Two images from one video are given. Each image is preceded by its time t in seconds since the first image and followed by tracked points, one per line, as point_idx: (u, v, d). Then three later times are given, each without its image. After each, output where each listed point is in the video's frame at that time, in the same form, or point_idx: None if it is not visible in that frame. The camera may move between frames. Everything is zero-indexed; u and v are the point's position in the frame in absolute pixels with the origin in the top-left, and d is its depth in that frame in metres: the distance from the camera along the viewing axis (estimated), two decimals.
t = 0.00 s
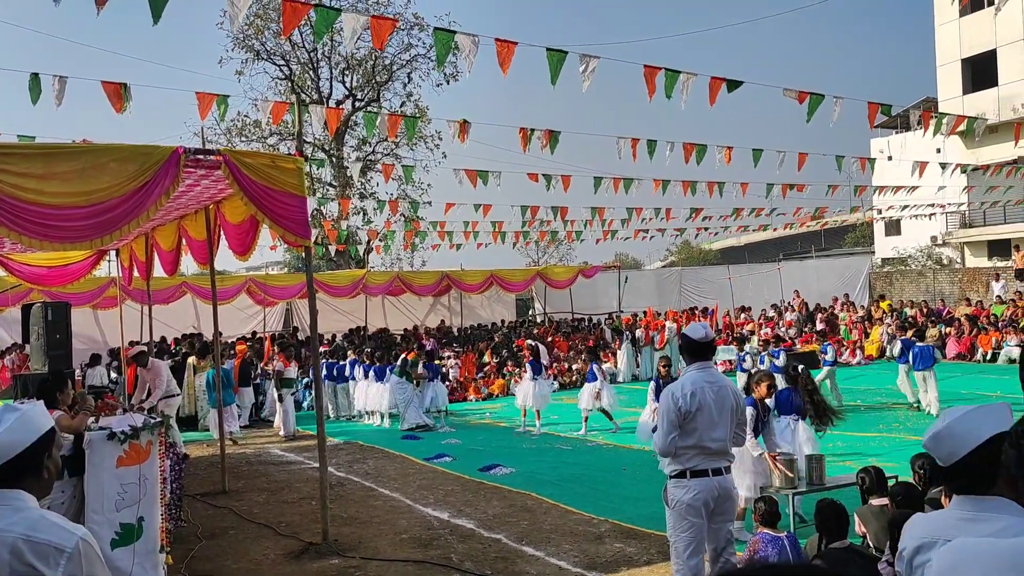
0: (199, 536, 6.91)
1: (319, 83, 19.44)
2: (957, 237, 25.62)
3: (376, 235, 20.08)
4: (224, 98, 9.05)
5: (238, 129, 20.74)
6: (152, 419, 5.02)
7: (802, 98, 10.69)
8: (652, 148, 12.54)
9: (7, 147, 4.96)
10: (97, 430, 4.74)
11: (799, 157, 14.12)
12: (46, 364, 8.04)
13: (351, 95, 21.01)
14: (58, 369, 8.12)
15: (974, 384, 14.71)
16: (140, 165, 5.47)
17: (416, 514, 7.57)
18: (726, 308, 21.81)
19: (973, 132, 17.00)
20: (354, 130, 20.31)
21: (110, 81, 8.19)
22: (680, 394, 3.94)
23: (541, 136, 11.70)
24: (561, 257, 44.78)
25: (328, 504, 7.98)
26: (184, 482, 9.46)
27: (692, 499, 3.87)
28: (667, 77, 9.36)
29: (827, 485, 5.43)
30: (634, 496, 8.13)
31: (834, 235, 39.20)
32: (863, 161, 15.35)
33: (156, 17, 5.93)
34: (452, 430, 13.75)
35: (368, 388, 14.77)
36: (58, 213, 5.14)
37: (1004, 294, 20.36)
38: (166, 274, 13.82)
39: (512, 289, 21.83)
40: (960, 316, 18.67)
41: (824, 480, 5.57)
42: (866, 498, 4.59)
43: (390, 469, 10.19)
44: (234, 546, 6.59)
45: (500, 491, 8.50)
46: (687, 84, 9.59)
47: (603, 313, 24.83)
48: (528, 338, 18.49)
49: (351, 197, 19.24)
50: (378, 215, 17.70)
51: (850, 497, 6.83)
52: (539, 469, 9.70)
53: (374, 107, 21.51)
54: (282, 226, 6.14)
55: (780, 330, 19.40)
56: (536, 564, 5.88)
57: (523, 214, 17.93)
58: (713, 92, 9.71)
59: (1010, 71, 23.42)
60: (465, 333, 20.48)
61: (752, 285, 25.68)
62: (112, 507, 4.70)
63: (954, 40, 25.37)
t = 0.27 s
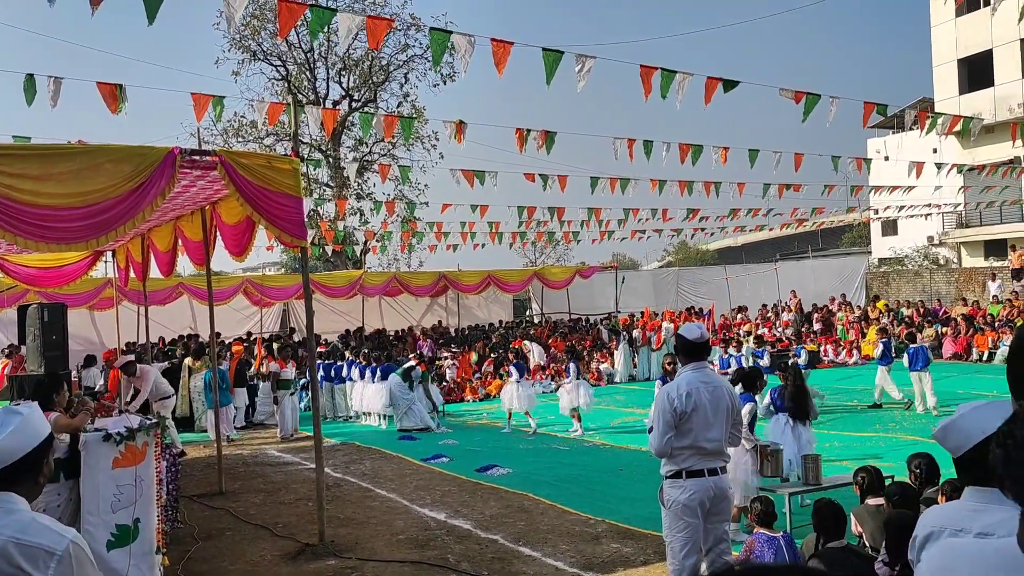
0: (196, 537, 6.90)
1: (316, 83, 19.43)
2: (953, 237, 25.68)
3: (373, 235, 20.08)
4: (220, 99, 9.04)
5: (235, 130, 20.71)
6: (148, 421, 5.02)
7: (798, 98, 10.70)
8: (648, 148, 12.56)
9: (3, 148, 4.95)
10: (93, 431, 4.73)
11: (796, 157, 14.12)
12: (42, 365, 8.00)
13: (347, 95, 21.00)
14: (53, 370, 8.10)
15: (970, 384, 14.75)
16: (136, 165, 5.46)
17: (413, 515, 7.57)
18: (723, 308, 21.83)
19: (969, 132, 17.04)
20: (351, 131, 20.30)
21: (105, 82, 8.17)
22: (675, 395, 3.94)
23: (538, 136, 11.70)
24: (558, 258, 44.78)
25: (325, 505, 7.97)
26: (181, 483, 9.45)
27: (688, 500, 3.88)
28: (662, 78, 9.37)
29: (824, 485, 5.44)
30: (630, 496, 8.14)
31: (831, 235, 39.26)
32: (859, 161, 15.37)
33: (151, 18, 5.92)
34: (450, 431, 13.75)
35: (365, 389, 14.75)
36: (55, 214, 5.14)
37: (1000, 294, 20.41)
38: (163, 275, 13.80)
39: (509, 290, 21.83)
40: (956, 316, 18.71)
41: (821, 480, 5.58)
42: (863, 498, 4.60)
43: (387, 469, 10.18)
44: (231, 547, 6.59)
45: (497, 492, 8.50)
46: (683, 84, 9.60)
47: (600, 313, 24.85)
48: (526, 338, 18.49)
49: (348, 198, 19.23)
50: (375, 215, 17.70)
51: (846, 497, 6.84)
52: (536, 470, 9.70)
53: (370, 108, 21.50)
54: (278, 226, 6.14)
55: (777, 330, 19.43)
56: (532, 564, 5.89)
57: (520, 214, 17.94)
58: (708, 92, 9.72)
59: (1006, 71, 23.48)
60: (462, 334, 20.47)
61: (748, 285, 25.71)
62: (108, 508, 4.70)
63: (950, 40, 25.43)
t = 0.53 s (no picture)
0: (193, 539, 6.90)
1: (313, 84, 19.42)
2: (950, 237, 25.72)
3: (370, 236, 20.08)
4: (217, 99, 9.03)
5: (232, 131, 20.70)
6: (144, 422, 5.01)
7: (795, 99, 10.71)
8: (645, 148, 12.56)
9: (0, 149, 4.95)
10: (90, 433, 4.72)
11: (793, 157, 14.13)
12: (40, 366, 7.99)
13: (345, 96, 20.99)
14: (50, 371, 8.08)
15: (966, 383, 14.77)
16: (134, 166, 5.46)
17: (411, 515, 7.58)
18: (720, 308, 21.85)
19: (966, 132, 17.07)
20: (348, 131, 20.30)
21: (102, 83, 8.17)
22: (672, 396, 3.95)
23: (535, 136, 11.70)
24: (555, 258, 44.78)
25: (323, 506, 7.97)
26: (178, 484, 9.44)
27: (685, 500, 3.89)
28: (659, 78, 9.38)
29: (821, 485, 5.44)
30: (628, 496, 8.15)
31: (829, 235, 39.33)
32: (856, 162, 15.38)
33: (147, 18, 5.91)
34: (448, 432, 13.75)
35: (363, 390, 14.74)
36: (52, 215, 5.14)
37: (997, 294, 20.45)
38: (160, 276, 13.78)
39: (506, 290, 21.83)
40: (953, 316, 18.74)
41: (817, 480, 5.58)
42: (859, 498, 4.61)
43: (384, 470, 10.18)
44: (228, 548, 6.59)
45: (494, 492, 8.50)
46: (680, 84, 9.61)
47: (597, 313, 24.87)
48: (524, 339, 18.50)
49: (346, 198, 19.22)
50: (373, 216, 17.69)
51: (844, 497, 6.85)
52: (533, 470, 9.71)
53: (368, 108, 21.50)
54: (275, 227, 6.13)
55: (775, 331, 19.45)
56: (529, 565, 5.89)
57: (518, 215, 17.94)
58: (705, 92, 9.73)
59: (1002, 71, 23.52)
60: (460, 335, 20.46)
61: (746, 285, 25.73)
62: (105, 510, 4.68)
63: (947, 41, 25.48)
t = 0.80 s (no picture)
0: (191, 540, 6.89)
1: (311, 84, 19.42)
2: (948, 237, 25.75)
3: (368, 237, 20.09)
4: (215, 100, 9.03)
5: (230, 131, 20.70)
6: (142, 423, 5.01)
7: (793, 99, 10.72)
8: (643, 149, 12.57)
9: None
10: (88, 433, 4.72)
11: (791, 158, 14.15)
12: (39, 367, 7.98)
13: (343, 96, 20.99)
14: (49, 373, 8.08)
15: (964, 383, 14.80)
16: (131, 168, 5.46)
17: (409, 516, 7.58)
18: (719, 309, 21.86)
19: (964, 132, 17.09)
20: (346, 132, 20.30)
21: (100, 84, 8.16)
22: (669, 396, 3.96)
23: (533, 137, 11.70)
24: (554, 258, 44.81)
25: (321, 507, 7.96)
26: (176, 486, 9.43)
27: (682, 501, 3.89)
28: (657, 79, 9.39)
29: (820, 485, 5.43)
30: (626, 497, 8.15)
31: (827, 235, 39.37)
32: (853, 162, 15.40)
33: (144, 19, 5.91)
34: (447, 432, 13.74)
35: (362, 390, 14.73)
36: (50, 216, 5.13)
37: (995, 294, 20.49)
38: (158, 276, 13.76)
39: (505, 291, 21.83)
40: (951, 316, 18.76)
41: (816, 480, 5.58)
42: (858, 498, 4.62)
43: (383, 471, 10.18)
44: (226, 549, 6.58)
45: (492, 493, 8.50)
46: (677, 85, 9.61)
47: (596, 314, 24.90)
48: (522, 339, 18.50)
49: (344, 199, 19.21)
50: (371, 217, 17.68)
51: (842, 497, 6.85)
52: (531, 471, 9.72)
53: (366, 109, 21.50)
54: (272, 227, 6.11)
55: (773, 331, 19.47)
56: (527, 565, 5.90)
57: (516, 215, 17.94)
58: (703, 93, 9.74)
59: (1000, 72, 23.56)
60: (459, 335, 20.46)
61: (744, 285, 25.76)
62: (103, 511, 4.68)
63: (945, 41, 25.52)
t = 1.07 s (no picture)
0: (189, 541, 6.88)
1: (309, 85, 19.41)
2: (947, 237, 25.78)
3: (367, 237, 20.08)
4: (213, 101, 9.02)
5: (229, 133, 20.69)
6: (141, 424, 5.01)
7: (791, 100, 10.72)
8: (642, 149, 12.56)
9: None
10: (87, 435, 4.71)
11: (790, 158, 14.15)
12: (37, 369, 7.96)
13: (341, 97, 20.98)
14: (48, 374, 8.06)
15: (962, 383, 14.81)
16: (128, 168, 5.44)
17: (408, 517, 7.57)
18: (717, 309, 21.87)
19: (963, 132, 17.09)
20: (345, 133, 20.29)
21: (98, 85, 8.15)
22: (668, 397, 3.95)
23: (532, 138, 11.70)
24: (552, 259, 44.78)
25: (320, 508, 7.95)
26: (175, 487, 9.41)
27: (682, 501, 3.88)
28: (655, 79, 9.39)
29: (818, 485, 5.43)
30: (625, 497, 8.15)
31: (826, 236, 39.37)
32: (852, 163, 15.39)
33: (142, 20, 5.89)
34: (446, 433, 13.75)
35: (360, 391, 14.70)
36: (48, 217, 5.12)
37: (994, 294, 20.50)
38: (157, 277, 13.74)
39: (504, 292, 21.82)
40: (950, 317, 18.77)
41: (814, 480, 5.58)
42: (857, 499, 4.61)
43: (381, 472, 10.18)
44: (225, 550, 6.58)
45: (491, 494, 8.49)
46: (676, 85, 9.61)
47: (594, 315, 24.91)
48: (521, 340, 18.51)
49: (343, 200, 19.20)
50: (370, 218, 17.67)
51: (842, 497, 6.84)
52: (530, 472, 9.71)
53: (365, 110, 21.49)
54: (270, 229, 6.11)
55: (771, 332, 19.48)
56: (527, 567, 5.89)
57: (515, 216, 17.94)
58: (701, 93, 9.74)
59: (998, 72, 23.57)
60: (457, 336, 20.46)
61: (743, 286, 25.77)
62: (101, 512, 4.67)
63: (943, 42, 25.52)
